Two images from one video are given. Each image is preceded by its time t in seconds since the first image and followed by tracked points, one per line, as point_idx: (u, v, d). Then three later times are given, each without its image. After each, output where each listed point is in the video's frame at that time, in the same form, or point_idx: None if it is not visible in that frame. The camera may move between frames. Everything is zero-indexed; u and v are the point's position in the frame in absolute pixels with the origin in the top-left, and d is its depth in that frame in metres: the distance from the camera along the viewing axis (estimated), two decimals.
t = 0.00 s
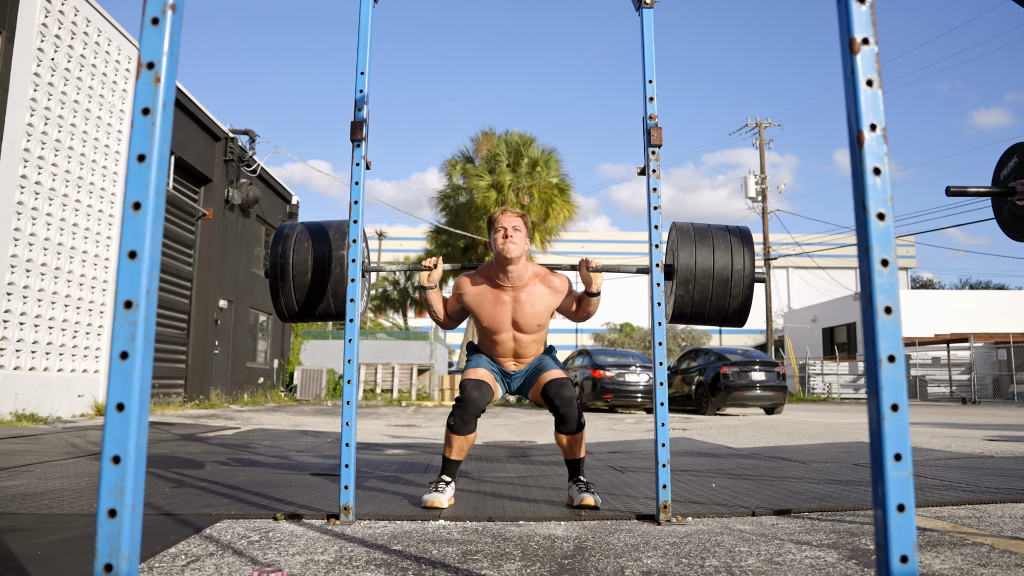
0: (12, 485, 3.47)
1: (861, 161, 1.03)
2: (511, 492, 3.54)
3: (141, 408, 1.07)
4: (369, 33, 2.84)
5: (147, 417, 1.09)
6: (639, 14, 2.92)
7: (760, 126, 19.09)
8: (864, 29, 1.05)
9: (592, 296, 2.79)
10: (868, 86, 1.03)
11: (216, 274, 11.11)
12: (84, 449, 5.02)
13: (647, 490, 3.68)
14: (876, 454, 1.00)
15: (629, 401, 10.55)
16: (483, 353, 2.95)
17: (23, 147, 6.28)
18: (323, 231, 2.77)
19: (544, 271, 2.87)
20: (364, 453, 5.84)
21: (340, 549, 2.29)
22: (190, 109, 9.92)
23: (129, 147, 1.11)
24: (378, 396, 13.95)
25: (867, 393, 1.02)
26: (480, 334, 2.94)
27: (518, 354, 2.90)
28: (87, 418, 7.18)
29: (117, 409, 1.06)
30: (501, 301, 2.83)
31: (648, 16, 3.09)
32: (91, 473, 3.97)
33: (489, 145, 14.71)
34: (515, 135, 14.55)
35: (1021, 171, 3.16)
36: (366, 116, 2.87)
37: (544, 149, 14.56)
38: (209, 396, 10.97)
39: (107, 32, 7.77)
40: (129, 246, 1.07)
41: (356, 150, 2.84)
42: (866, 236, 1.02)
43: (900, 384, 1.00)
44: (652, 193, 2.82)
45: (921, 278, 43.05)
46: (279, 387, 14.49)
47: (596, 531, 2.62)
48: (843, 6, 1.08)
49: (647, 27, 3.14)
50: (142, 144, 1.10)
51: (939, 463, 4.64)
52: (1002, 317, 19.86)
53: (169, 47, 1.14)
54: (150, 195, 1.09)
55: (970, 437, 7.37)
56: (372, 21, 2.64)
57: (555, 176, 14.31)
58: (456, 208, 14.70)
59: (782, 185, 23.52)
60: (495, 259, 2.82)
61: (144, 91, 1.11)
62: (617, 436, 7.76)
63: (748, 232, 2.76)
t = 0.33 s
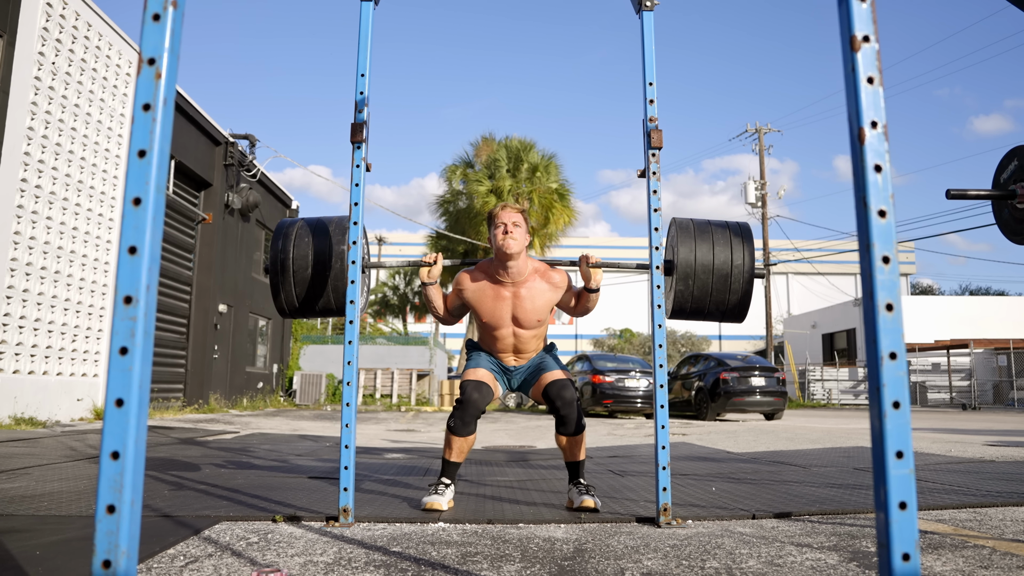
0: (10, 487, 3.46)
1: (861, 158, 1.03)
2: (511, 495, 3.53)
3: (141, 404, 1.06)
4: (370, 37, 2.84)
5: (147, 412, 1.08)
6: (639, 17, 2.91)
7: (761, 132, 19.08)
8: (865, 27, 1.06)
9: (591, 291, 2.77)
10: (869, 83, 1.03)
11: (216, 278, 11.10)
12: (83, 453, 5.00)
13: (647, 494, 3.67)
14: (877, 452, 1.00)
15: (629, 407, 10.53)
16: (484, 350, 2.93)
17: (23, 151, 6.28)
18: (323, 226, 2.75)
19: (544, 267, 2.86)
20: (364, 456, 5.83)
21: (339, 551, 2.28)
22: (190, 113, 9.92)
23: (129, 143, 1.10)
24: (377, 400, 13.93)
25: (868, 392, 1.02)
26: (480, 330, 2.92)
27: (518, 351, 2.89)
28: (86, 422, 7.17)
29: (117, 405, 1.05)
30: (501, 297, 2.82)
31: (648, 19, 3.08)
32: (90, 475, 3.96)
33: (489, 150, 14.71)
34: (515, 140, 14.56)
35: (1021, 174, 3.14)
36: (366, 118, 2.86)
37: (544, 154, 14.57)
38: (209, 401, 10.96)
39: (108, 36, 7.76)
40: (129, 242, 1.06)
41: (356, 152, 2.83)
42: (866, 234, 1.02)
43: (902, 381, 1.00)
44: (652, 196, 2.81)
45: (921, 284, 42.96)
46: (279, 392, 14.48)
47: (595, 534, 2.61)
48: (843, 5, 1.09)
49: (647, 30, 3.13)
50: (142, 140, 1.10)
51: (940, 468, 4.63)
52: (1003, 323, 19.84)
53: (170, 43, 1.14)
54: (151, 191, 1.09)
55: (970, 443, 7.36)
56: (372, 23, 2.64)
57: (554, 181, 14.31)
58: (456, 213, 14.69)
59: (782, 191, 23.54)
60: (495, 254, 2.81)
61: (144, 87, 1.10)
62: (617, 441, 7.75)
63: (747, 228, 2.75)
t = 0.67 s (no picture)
0: (9, 492, 3.44)
1: (861, 155, 1.03)
2: (511, 499, 3.52)
3: (141, 401, 1.05)
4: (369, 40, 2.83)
5: (147, 409, 1.08)
6: (638, 19, 2.91)
7: (760, 137, 19.09)
8: (865, 24, 1.06)
9: (591, 287, 2.76)
10: (869, 81, 1.04)
11: (215, 284, 11.09)
12: (82, 458, 4.99)
13: (648, 497, 3.66)
14: (879, 449, 1.00)
15: (629, 412, 10.51)
16: (483, 349, 2.91)
17: (23, 156, 6.27)
18: (323, 222, 2.75)
19: (544, 263, 2.86)
20: (364, 461, 5.82)
21: (339, 553, 2.27)
22: (190, 118, 9.92)
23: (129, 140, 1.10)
24: (377, 406, 13.92)
25: (870, 388, 1.01)
26: (480, 327, 2.91)
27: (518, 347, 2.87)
28: (85, 427, 7.15)
29: (117, 402, 1.04)
30: (501, 292, 2.80)
31: (648, 22, 3.08)
32: (90, 479, 3.95)
33: (488, 156, 14.74)
34: (515, 145, 14.58)
35: (1021, 176, 3.14)
36: (367, 121, 2.86)
37: (544, 160, 14.58)
38: (208, 407, 10.94)
39: (108, 41, 7.76)
40: (129, 238, 1.06)
41: (356, 155, 2.83)
42: (867, 230, 1.03)
43: (904, 377, 1.00)
44: (652, 197, 2.81)
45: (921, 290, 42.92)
46: (278, 398, 14.46)
47: (596, 536, 2.60)
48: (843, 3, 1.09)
49: (647, 32, 3.13)
50: (143, 137, 1.10)
51: (941, 471, 4.62)
52: (1003, 327, 19.83)
53: (171, 41, 1.14)
54: (151, 188, 1.09)
55: (971, 446, 7.34)
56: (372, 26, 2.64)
57: (554, 186, 14.32)
58: (456, 219, 14.70)
59: (782, 196, 23.58)
60: (495, 250, 2.81)
61: (145, 84, 1.11)
62: (617, 446, 7.73)
63: (747, 224, 2.75)
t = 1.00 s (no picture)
0: (8, 495, 3.44)
1: (863, 153, 1.03)
2: (511, 503, 3.51)
3: (141, 397, 1.05)
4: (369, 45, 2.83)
5: (148, 406, 1.08)
6: (639, 22, 2.91)
7: (761, 144, 19.10)
8: (865, 23, 1.07)
9: (591, 286, 2.74)
10: (869, 80, 1.04)
11: (216, 289, 11.09)
12: (82, 462, 4.98)
13: (648, 502, 3.65)
14: (882, 448, 1.00)
15: (629, 418, 10.50)
16: (480, 349, 2.90)
17: (24, 161, 6.26)
18: (325, 220, 2.73)
19: (544, 260, 2.84)
20: (364, 467, 5.80)
21: (339, 556, 2.26)
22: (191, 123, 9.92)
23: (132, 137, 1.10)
24: (378, 412, 13.92)
25: (873, 387, 1.01)
26: (480, 325, 2.89)
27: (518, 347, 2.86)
28: (84, 433, 7.13)
29: (117, 399, 1.04)
30: (501, 289, 2.79)
31: (648, 25, 3.08)
32: (90, 484, 3.94)
33: (488, 162, 14.76)
34: (515, 152, 14.60)
35: (1021, 180, 3.14)
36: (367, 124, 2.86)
37: (544, 166, 14.60)
38: (208, 413, 10.93)
39: (110, 47, 7.77)
40: (131, 235, 1.06)
41: (356, 158, 2.83)
42: (868, 228, 1.03)
43: (906, 376, 1.00)
44: (652, 201, 2.81)
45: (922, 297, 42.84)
46: (278, 404, 14.44)
47: (596, 540, 2.59)
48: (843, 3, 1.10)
49: (647, 35, 3.13)
50: (145, 134, 1.10)
51: (942, 476, 4.61)
52: (1003, 334, 19.82)
53: (174, 39, 1.14)
54: (153, 185, 1.09)
55: (971, 452, 7.33)
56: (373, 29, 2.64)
57: (554, 193, 14.32)
58: (456, 225, 14.71)
59: (782, 202, 23.57)
60: (495, 247, 2.81)
61: (149, 82, 1.11)
62: (617, 452, 7.72)
63: (747, 221, 2.75)
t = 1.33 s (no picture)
0: (7, 499, 3.42)
1: (864, 150, 1.03)
2: (512, 507, 3.50)
3: (142, 393, 1.05)
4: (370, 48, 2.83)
5: (149, 402, 1.07)
6: (639, 25, 2.91)
7: (761, 149, 19.11)
8: (865, 21, 1.06)
9: (592, 281, 2.73)
10: (870, 77, 1.04)
11: (216, 294, 11.08)
12: (81, 467, 4.96)
13: (649, 505, 3.64)
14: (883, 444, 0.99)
15: (629, 424, 10.48)
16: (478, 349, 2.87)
17: (24, 166, 6.25)
18: (326, 217, 2.72)
19: (545, 257, 2.82)
20: (363, 471, 5.78)
21: (339, 558, 2.25)
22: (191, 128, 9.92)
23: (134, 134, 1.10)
24: (377, 418, 13.91)
25: (873, 384, 1.01)
26: (480, 322, 2.84)
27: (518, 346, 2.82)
28: (83, 438, 7.11)
29: (118, 395, 1.04)
30: (501, 283, 2.77)
31: (648, 28, 3.08)
32: (89, 488, 3.93)
33: (489, 168, 14.77)
34: (515, 157, 14.61)
35: (1021, 182, 3.13)
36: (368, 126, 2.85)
37: (544, 172, 14.62)
38: (207, 418, 10.91)
39: (111, 52, 7.77)
40: (133, 231, 1.06)
41: (357, 161, 2.82)
42: (870, 225, 1.03)
43: (908, 372, 0.99)
44: (653, 203, 2.80)
45: (923, 303, 42.74)
46: (278, 410, 14.42)
47: (597, 542, 2.58)
48: None
49: (647, 38, 3.13)
50: (147, 131, 1.10)
51: (944, 481, 4.60)
52: (1003, 339, 19.81)
53: (175, 36, 1.14)
54: (155, 182, 1.09)
55: (973, 457, 7.32)
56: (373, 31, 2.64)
57: (554, 199, 14.32)
58: (456, 230, 14.70)
59: (781, 207, 23.58)
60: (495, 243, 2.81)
61: (150, 79, 1.11)
62: (618, 457, 7.70)
63: (747, 217, 2.74)
